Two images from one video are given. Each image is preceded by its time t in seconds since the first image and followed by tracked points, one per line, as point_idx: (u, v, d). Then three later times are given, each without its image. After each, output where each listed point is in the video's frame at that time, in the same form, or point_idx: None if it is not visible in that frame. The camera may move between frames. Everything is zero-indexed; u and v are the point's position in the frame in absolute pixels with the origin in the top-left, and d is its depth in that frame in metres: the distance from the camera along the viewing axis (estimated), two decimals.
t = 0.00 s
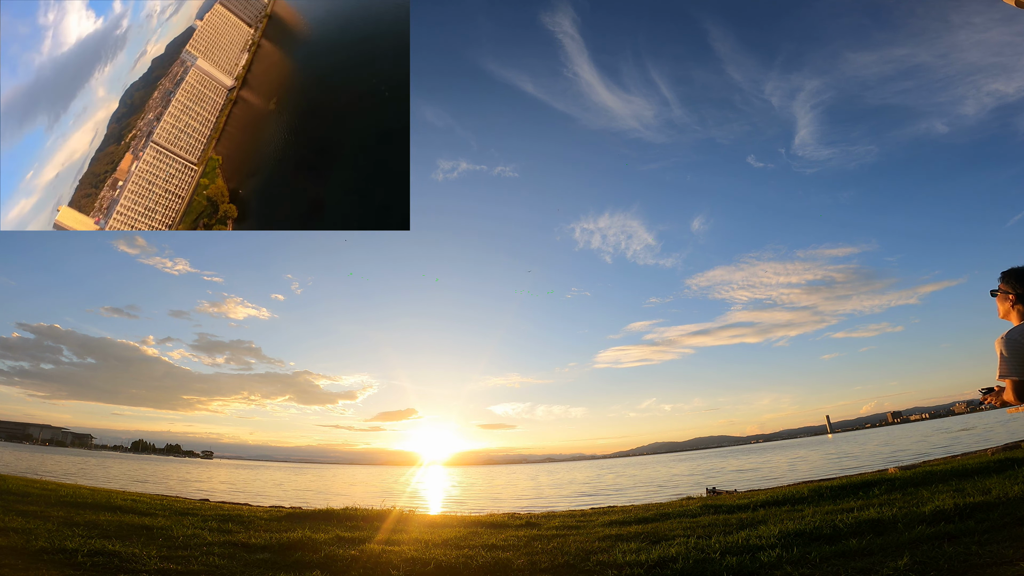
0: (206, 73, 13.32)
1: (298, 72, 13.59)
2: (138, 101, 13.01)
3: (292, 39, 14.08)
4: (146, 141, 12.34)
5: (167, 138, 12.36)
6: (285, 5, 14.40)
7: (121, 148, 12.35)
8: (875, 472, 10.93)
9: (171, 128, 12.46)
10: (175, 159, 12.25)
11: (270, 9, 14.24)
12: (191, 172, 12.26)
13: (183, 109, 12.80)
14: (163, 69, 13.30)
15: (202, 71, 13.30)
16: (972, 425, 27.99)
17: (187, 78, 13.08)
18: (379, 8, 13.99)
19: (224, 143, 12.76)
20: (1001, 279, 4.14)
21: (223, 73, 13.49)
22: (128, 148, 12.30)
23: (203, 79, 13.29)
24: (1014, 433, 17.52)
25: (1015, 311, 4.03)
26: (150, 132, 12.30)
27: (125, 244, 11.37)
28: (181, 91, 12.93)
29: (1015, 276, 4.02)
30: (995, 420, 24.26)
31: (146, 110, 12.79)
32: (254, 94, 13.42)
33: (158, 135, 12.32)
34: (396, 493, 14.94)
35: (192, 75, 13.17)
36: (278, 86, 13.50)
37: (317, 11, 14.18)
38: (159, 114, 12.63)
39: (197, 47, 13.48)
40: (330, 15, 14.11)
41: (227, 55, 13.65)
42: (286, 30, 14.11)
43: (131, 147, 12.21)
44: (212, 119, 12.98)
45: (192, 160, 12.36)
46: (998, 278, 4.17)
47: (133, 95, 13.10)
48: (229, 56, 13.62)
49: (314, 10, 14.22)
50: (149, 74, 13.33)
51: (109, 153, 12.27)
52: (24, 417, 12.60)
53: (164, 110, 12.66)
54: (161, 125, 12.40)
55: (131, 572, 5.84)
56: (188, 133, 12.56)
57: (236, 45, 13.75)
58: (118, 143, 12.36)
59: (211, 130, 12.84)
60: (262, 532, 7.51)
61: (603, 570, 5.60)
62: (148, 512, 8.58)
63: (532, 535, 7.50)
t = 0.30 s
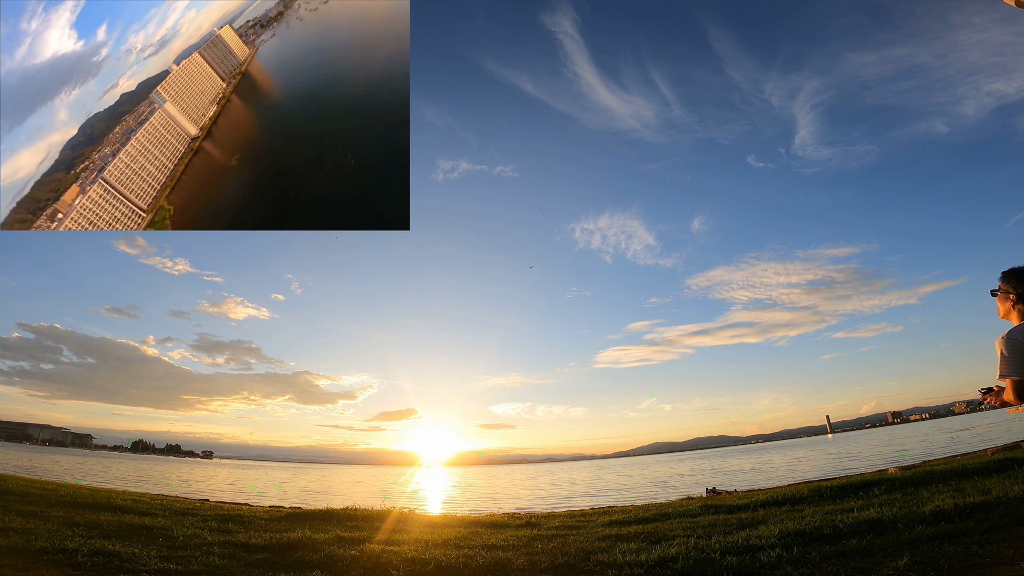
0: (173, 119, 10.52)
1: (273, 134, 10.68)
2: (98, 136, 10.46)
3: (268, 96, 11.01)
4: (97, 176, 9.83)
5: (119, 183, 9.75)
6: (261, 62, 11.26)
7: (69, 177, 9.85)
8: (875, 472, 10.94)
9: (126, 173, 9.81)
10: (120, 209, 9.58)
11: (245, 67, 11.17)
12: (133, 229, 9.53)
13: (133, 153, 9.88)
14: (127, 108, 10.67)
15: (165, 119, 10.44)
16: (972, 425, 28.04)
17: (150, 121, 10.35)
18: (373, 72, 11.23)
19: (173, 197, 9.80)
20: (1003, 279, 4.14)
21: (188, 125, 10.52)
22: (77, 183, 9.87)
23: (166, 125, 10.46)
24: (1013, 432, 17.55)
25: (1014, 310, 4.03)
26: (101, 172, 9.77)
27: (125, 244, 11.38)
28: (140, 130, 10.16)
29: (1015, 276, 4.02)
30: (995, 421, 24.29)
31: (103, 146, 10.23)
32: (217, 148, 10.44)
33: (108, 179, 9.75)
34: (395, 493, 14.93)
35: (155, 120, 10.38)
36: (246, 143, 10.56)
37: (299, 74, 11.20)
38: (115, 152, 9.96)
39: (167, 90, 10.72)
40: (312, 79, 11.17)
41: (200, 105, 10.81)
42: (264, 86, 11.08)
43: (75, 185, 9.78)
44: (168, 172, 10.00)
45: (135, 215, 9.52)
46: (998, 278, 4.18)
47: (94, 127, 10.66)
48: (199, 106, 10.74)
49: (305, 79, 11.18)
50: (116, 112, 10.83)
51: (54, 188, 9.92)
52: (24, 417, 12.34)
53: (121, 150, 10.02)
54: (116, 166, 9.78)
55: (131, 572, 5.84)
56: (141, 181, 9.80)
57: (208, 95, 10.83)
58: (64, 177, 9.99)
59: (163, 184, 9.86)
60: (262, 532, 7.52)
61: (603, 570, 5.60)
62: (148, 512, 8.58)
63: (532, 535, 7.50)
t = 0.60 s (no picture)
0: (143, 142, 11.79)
1: (227, 190, 11.61)
2: (69, 123, 11.84)
3: (238, 158, 12.07)
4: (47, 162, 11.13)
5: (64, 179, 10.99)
6: (248, 126, 12.48)
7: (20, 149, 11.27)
8: (875, 472, 10.94)
9: (72, 170, 11.04)
10: (53, 201, 10.82)
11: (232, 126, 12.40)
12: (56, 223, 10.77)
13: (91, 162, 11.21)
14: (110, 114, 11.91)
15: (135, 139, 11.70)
16: (972, 425, 28.01)
17: (119, 134, 11.57)
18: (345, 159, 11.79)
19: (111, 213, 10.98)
20: (1003, 279, 4.13)
21: (155, 153, 11.84)
22: (26, 158, 11.20)
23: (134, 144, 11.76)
24: (1014, 433, 17.52)
25: (1015, 310, 4.02)
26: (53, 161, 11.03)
27: (125, 244, 11.39)
28: (104, 140, 11.45)
29: (1015, 276, 4.02)
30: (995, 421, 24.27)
31: (71, 135, 11.61)
32: (174, 188, 11.49)
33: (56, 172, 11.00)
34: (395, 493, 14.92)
35: (124, 135, 11.61)
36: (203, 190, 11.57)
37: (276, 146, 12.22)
38: (75, 147, 11.28)
39: (149, 113, 11.98)
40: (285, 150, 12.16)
41: (173, 139, 12.13)
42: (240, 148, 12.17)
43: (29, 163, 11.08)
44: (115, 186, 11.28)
45: (67, 215, 10.79)
46: (999, 278, 4.17)
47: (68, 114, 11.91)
48: (173, 141, 12.10)
49: (275, 151, 12.15)
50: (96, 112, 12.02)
51: (10, 158, 11.27)
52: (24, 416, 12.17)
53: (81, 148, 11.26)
54: (67, 158, 11.08)
55: (131, 572, 5.83)
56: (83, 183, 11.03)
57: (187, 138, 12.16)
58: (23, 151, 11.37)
59: (106, 195, 11.11)
60: (262, 532, 7.51)
61: (603, 571, 5.60)
62: (148, 512, 8.58)
63: (532, 535, 7.50)
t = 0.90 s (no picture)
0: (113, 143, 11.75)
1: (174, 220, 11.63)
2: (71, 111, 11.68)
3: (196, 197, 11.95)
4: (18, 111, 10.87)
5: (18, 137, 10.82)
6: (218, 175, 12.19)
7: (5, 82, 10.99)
8: (875, 472, 10.94)
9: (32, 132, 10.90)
10: None
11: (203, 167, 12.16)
12: None
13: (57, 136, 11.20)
14: (101, 99, 11.68)
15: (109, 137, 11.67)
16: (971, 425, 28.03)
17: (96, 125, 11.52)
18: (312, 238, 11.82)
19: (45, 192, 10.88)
20: (1002, 279, 4.13)
21: (121, 158, 11.86)
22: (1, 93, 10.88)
23: (106, 139, 11.73)
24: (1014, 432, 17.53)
25: (1014, 310, 4.02)
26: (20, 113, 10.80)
27: (125, 244, 11.39)
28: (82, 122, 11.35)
29: (1015, 276, 4.02)
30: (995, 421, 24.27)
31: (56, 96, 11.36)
32: (120, 200, 11.45)
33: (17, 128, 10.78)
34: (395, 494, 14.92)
35: (101, 127, 11.60)
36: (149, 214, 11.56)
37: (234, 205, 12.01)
38: (52, 110, 11.11)
39: (135, 119, 11.77)
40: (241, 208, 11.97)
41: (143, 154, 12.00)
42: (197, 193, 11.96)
43: None
44: (63, 169, 11.23)
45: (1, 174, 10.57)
46: (998, 277, 4.17)
47: (63, 76, 11.54)
48: (142, 156, 11.93)
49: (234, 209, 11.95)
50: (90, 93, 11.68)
51: None
52: (24, 417, 12.27)
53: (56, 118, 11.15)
54: (36, 119, 10.88)
55: (131, 572, 5.83)
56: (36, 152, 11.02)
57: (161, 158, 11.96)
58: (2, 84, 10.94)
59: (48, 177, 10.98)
60: (262, 532, 7.51)
61: (603, 570, 5.60)
62: (148, 512, 8.58)
63: (532, 535, 7.50)
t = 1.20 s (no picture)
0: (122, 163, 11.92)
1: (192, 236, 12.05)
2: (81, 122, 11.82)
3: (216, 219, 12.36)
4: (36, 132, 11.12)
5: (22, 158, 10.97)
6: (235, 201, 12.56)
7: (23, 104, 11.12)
8: (875, 472, 10.95)
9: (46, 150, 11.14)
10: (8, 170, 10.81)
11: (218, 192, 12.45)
12: None
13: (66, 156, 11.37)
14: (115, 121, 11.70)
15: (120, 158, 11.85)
16: (972, 425, 28.04)
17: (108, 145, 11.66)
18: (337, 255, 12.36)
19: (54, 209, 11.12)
20: (1003, 279, 4.13)
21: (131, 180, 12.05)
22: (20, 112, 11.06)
23: (118, 160, 11.89)
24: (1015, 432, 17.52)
25: (1016, 310, 4.01)
26: (27, 133, 10.99)
27: (125, 244, 11.37)
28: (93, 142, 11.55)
29: (1016, 275, 4.02)
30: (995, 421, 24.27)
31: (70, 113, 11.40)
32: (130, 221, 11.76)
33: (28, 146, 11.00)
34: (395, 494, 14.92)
35: (113, 148, 11.75)
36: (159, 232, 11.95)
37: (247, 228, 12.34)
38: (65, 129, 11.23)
39: (148, 141, 11.99)
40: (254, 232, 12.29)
41: (154, 177, 12.18)
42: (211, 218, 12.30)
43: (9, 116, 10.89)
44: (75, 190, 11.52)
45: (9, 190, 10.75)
46: (999, 277, 4.17)
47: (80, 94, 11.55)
48: (153, 178, 12.16)
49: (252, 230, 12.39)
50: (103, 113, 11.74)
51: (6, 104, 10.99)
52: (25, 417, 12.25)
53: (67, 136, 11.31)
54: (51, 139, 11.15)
55: (131, 572, 5.83)
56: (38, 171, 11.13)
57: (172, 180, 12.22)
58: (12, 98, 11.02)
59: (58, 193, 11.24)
60: (262, 532, 7.51)
61: (603, 570, 5.60)
62: (148, 512, 8.59)
63: (532, 535, 7.50)
